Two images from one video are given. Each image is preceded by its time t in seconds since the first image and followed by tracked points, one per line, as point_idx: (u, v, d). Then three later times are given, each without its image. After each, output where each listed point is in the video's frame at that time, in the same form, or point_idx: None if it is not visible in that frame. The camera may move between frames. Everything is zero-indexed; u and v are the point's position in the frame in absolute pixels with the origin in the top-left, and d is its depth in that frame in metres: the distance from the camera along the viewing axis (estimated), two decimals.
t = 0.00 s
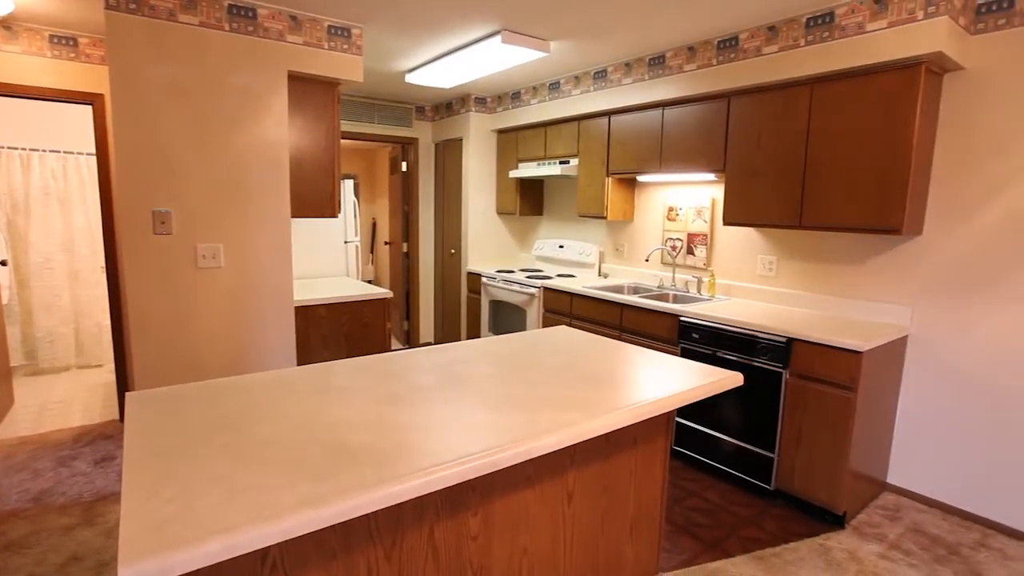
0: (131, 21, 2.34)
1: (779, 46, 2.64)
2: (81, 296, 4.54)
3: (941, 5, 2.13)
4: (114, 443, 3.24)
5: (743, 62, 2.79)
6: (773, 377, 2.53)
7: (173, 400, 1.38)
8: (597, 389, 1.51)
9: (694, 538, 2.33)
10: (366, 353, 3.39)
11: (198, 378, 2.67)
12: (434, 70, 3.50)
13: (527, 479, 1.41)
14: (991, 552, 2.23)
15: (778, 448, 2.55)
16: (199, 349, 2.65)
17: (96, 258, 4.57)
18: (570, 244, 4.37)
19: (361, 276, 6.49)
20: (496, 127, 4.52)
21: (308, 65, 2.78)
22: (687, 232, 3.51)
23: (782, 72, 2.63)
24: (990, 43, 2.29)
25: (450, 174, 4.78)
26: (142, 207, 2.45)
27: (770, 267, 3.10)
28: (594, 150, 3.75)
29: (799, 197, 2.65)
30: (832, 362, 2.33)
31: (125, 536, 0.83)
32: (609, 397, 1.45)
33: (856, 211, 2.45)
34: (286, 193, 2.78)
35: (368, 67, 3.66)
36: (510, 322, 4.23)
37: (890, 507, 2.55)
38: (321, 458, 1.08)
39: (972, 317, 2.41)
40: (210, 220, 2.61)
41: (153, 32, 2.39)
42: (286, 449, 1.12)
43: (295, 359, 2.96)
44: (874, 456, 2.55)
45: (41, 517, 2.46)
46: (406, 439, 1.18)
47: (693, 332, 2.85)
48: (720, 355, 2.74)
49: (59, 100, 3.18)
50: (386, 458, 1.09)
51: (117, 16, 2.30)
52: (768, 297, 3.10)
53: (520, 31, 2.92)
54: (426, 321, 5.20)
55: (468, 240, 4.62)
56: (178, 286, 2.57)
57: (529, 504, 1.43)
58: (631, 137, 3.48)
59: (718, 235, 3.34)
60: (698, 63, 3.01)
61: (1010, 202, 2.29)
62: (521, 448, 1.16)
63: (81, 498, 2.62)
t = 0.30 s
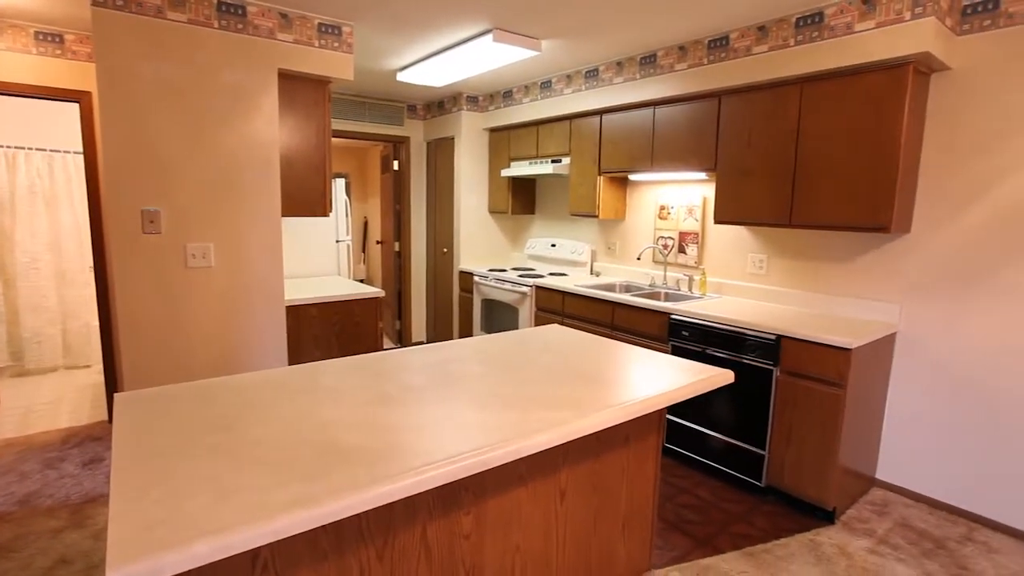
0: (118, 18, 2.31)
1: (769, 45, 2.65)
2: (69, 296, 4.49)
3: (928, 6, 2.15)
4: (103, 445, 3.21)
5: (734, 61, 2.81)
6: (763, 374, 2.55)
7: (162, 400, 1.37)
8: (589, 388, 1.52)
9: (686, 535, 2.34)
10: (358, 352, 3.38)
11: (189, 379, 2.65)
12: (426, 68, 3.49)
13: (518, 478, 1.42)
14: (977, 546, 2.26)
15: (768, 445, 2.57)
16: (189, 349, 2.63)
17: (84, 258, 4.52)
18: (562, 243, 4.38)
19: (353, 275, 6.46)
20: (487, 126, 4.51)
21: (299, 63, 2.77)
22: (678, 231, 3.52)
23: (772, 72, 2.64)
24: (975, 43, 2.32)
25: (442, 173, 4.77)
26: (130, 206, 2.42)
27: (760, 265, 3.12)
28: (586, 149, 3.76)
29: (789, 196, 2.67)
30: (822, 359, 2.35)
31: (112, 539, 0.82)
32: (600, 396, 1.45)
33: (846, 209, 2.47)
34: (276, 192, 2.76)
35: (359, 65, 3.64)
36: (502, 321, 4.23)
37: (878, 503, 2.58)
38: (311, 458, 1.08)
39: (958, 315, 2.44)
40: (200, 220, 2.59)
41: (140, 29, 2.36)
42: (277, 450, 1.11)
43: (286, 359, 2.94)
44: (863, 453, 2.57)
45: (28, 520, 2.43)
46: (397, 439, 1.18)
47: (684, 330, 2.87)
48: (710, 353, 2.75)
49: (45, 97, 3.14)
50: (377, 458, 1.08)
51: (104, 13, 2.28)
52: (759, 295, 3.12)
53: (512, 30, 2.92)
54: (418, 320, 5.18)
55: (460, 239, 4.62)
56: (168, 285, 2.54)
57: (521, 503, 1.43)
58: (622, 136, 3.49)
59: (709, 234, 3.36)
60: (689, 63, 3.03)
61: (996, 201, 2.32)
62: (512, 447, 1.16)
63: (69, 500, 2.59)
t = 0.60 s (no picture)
0: (107, 15, 2.29)
1: (761, 45, 2.67)
2: (58, 297, 4.44)
3: (917, 7, 2.18)
4: (94, 446, 3.18)
5: (726, 61, 2.82)
6: (756, 372, 2.56)
7: (153, 401, 1.36)
8: (583, 387, 1.52)
9: (679, 533, 2.35)
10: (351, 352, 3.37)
11: (180, 379, 2.63)
12: (419, 67, 3.48)
13: (512, 477, 1.42)
14: (966, 542, 2.29)
15: (761, 443, 2.59)
16: (181, 349, 2.61)
17: (73, 258, 4.47)
18: (555, 242, 4.38)
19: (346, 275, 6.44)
20: (480, 125, 4.51)
21: (291, 62, 2.75)
22: (671, 230, 3.53)
23: (764, 72, 2.66)
24: (964, 44, 2.34)
25: (435, 172, 4.76)
26: (120, 205, 2.40)
27: (753, 264, 3.13)
28: (579, 148, 3.76)
29: (781, 195, 2.68)
30: (814, 357, 2.37)
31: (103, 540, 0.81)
32: (594, 395, 1.45)
33: (837, 209, 2.49)
34: (269, 192, 2.75)
35: (352, 64, 3.63)
36: (496, 320, 4.23)
37: (869, 500, 2.60)
38: (303, 459, 1.08)
39: (948, 313, 2.46)
40: (191, 219, 2.57)
41: (129, 26, 2.34)
42: (269, 451, 1.11)
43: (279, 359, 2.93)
44: (855, 450, 2.59)
45: (18, 522, 2.41)
46: (391, 439, 1.17)
47: (677, 329, 2.87)
48: (704, 352, 2.77)
49: (33, 95, 3.11)
50: (370, 458, 1.08)
51: (93, 10, 2.26)
52: (751, 294, 3.13)
53: (505, 29, 2.92)
54: (412, 320, 5.17)
55: (453, 238, 4.61)
56: (158, 285, 2.53)
57: (514, 502, 1.43)
58: (615, 135, 3.49)
59: (702, 233, 3.37)
60: (681, 62, 3.04)
61: (985, 200, 2.34)
62: (506, 447, 1.16)
63: (59, 502, 2.57)
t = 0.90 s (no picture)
0: (98, 14, 2.27)
1: (755, 46, 2.68)
2: (50, 297, 4.41)
3: (909, 7, 2.18)
4: (86, 448, 3.16)
5: (720, 61, 2.82)
6: (750, 371, 2.57)
7: (145, 403, 1.35)
8: (578, 386, 1.52)
9: (674, 532, 2.36)
10: (345, 352, 3.36)
11: (173, 380, 2.61)
12: (413, 67, 3.48)
13: (508, 477, 1.42)
14: (958, 538, 2.30)
15: (755, 442, 2.60)
16: (174, 350, 2.60)
17: (65, 258, 4.44)
18: (550, 241, 4.38)
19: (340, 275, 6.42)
20: (475, 125, 4.50)
21: (284, 61, 2.74)
22: (665, 230, 3.54)
23: (757, 72, 2.67)
24: (955, 45, 2.36)
25: (430, 172, 4.75)
26: (112, 205, 2.38)
27: (747, 264, 3.15)
28: (574, 148, 3.76)
29: (774, 195, 2.69)
30: (808, 356, 2.38)
31: (93, 542, 0.81)
32: (589, 394, 1.45)
33: (830, 209, 2.50)
34: (262, 191, 2.74)
35: (346, 63, 3.62)
36: (491, 320, 4.23)
37: (862, 497, 2.62)
38: (297, 459, 1.07)
39: (940, 312, 2.48)
40: (184, 219, 2.56)
41: (121, 25, 2.32)
42: (263, 451, 1.10)
43: (273, 359, 2.91)
44: (848, 448, 2.61)
45: (9, 525, 2.39)
46: (385, 439, 1.17)
47: (672, 329, 2.88)
48: (698, 351, 2.77)
49: (24, 94, 3.08)
50: (365, 458, 1.08)
51: (84, 9, 2.24)
52: (745, 293, 3.15)
53: (500, 29, 2.92)
54: (406, 320, 5.16)
55: (448, 238, 4.61)
56: (151, 285, 2.51)
57: (510, 502, 1.43)
58: (610, 135, 3.50)
59: (696, 232, 3.38)
60: (675, 62, 3.04)
61: (976, 199, 2.36)
62: (500, 446, 1.16)
63: (51, 504, 2.55)
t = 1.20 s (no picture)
0: (92, 13, 2.26)
1: (750, 46, 2.69)
2: (44, 297, 4.39)
3: (904, 8, 2.19)
4: (81, 449, 3.14)
5: (716, 60, 2.83)
6: (746, 370, 2.58)
7: (140, 404, 1.34)
8: (574, 385, 1.52)
9: (671, 531, 2.36)
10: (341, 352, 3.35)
11: (168, 380, 2.60)
12: (409, 66, 3.47)
13: (504, 476, 1.42)
14: (952, 536, 2.32)
15: (751, 441, 2.60)
16: (169, 350, 2.59)
17: (59, 258, 4.42)
18: (547, 241, 4.38)
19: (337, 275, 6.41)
20: (471, 125, 4.50)
21: (279, 60, 2.73)
22: (662, 229, 3.55)
23: (753, 72, 2.68)
24: (948, 45, 2.37)
25: (426, 171, 4.74)
26: (107, 205, 2.37)
27: (743, 263, 3.15)
28: (570, 147, 3.76)
29: (770, 195, 2.70)
30: (803, 355, 2.39)
31: (89, 543, 0.80)
32: (586, 394, 1.46)
33: (825, 208, 2.51)
34: (258, 191, 2.73)
35: (341, 63, 3.61)
36: (487, 319, 4.23)
37: (858, 496, 2.63)
38: (293, 459, 1.07)
39: (935, 311, 2.49)
40: (180, 219, 2.55)
41: (116, 24, 2.31)
42: (259, 452, 1.10)
43: (269, 359, 2.91)
44: (843, 447, 2.62)
45: (3, 526, 2.37)
46: (382, 439, 1.17)
47: (668, 328, 2.89)
48: (695, 351, 2.78)
49: (16, 93, 3.06)
50: (362, 458, 1.08)
51: (78, 8, 2.23)
52: (741, 292, 3.16)
53: (496, 29, 2.91)
54: (403, 319, 5.16)
55: (444, 238, 4.60)
56: (146, 285, 2.50)
57: (506, 502, 1.43)
58: (606, 135, 3.50)
59: (692, 232, 3.39)
60: (671, 62, 3.05)
61: (970, 198, 2.37)
62: (497, 446, 1.16)
63: (45, 505, 2.54)
